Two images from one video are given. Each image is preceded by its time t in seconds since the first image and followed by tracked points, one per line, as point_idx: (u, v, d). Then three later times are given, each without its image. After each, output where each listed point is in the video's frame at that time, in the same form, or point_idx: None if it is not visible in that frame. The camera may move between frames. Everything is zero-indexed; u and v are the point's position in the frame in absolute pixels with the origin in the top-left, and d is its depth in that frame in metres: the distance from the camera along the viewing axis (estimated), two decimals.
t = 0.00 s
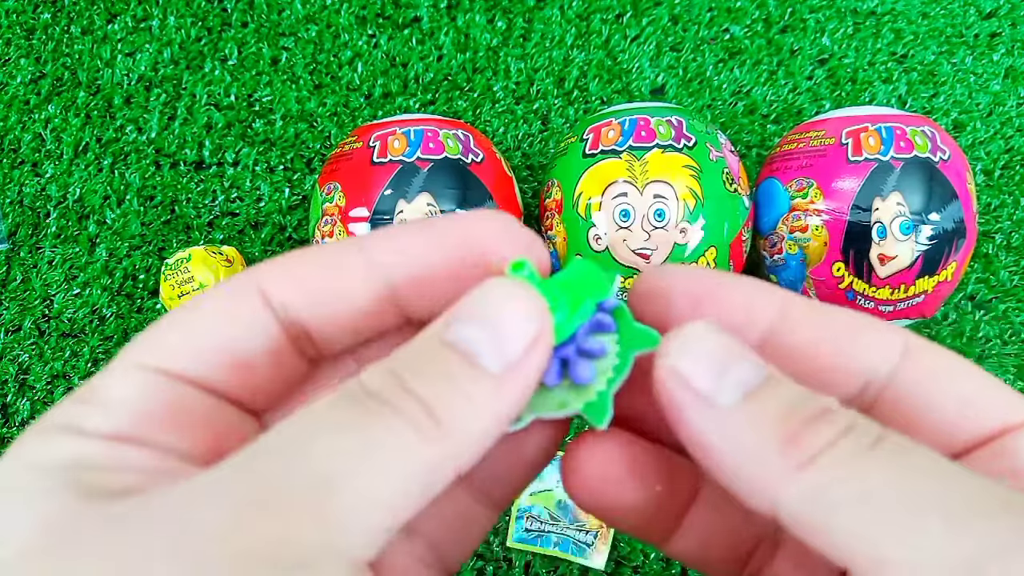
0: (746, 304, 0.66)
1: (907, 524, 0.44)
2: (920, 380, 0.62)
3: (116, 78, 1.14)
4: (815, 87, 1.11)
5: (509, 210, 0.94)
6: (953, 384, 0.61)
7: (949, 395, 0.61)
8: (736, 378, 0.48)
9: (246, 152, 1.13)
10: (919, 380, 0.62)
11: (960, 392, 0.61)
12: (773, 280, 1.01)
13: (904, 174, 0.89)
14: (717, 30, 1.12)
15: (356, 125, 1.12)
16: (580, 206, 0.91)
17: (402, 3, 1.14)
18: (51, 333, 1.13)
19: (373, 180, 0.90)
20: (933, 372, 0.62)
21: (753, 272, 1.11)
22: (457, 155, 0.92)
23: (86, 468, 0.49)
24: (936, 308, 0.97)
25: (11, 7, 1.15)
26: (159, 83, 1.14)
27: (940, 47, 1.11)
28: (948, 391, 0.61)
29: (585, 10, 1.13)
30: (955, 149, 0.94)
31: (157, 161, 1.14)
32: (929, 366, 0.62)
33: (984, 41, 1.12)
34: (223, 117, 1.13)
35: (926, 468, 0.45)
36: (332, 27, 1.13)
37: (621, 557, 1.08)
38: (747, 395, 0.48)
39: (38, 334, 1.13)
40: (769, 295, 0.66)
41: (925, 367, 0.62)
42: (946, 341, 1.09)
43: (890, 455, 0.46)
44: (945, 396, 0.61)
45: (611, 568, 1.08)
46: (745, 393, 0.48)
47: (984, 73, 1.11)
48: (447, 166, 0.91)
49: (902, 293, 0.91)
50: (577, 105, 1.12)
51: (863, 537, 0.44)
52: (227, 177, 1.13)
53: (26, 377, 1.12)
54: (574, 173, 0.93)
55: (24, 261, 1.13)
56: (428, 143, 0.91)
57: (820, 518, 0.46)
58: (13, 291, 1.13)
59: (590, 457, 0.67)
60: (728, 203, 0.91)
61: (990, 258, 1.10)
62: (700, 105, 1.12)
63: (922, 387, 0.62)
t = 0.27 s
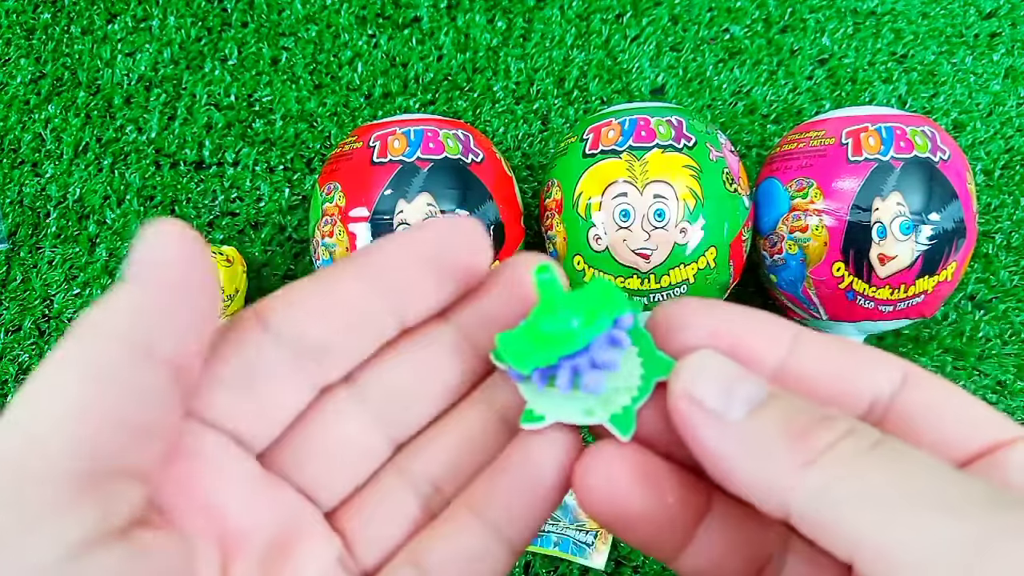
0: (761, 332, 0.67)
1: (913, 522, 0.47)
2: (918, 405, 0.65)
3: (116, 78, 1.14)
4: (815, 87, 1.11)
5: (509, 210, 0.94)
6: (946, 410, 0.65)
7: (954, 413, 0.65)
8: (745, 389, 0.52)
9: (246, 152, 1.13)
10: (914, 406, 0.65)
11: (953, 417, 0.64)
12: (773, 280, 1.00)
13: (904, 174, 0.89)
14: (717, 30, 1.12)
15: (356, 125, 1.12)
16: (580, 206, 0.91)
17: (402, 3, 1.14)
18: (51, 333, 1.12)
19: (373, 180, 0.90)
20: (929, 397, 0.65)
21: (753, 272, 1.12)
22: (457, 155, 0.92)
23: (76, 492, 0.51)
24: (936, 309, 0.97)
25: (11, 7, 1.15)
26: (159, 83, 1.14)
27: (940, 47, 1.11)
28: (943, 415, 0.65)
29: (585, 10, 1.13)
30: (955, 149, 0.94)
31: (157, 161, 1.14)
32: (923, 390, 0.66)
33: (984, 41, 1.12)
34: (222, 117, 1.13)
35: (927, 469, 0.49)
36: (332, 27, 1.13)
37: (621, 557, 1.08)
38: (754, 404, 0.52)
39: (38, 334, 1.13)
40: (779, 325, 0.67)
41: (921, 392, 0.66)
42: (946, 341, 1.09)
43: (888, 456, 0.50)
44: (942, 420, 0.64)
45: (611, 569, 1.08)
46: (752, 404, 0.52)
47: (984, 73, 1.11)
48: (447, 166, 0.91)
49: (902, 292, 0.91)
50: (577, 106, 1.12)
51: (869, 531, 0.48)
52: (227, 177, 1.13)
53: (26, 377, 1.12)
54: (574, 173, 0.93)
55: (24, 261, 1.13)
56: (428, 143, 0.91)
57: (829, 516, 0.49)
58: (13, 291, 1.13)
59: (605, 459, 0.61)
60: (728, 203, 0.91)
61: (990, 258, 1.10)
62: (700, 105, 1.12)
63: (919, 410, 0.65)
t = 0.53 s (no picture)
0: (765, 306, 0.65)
1: (914, 491, 0.42)
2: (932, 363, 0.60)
3: (116, 78, 1.14)
4: (815, 87, 1.11)
5: (509, 210, 0.94)
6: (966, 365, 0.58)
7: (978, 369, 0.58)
8: (732, 356, 0.50)
9: (246, 152, 1.13)
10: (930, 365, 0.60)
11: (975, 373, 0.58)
12: (774, 280, 1.01)
13: (904, 174, 0.89)
14: (717, 30, 1.12)
15: (356, 125, 1.12)
16: (580, 206, 0.91)
17: (402, 3, 1.14)
18: (51, 333, 1.12)
19: (373, 180, 0.90)
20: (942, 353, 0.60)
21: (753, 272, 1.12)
22: (457, 155, 0.92)
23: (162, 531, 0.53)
24: (936, 308, 0.97)
25: (11, 7, 1.15)
26: (159, 83, 1.14)
27: (940, 47, 1.11)
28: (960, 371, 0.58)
29: (585, 10, 1.13)
30: (955, 149, 0.94)
31: (157, 161, 1.14)
32: (941, 346, 0.60)
33: (984, 41, 1.12)
34: (222, 117, 1.13)
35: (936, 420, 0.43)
36: (332, 27, 1.13)
37: (621, 557, 1.08)
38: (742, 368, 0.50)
39: (38, 334, 1.13)
40: (786, 298, 0.65)
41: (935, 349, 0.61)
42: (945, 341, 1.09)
43: (889, 410, 0.44)
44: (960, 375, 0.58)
45: (611, 568, 1.08)
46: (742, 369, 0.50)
47: (984, 73, 1.11)
48: (447, 166, 0.91)
49: (902, 292, 0.91)
50: (577, 106, 1.12)
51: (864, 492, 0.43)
52: (227, 177, 1.13)
53: (26, 377, 1.12)
54: (574, 173, 0.93)
55: (24, 261, 1.13)
56: (428, 144, 0.91)
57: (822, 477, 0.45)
58: (13, 291, 1.13)
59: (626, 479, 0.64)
60: (728, 203, 0.91)
61: (990, 258, 1.10)
62: (700, 105, 1.12)
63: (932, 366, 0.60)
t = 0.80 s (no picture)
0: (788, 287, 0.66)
1: (863, 505, 0.40)
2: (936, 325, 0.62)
3: (116, 78, 1.14)
4: (815, 87, 1.11)
5: (509, 210, 0.94)
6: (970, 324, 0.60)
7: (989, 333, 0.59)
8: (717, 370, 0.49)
9: (246, 151, 1.13)
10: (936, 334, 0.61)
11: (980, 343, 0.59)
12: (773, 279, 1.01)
13: (904, 174, 0.89)
14: (717, 30, 1.12)
15: (356, 125, 1.12)
16: (580, 206, 0.91)
17: (402, 3, 1.14)
18: (51, 332, 1.12)
19: (373, 180, 0.90)
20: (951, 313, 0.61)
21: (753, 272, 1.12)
22: (457, 155, 0.92)
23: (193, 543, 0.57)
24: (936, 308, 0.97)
25: (11, 7, 1.15)
26: (159, 83, 1.14)
27: (940, 47, 1.11)
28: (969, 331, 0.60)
29: (585, 10, 1.13)
30: (955, 149, 0.94)
31: (157, 161, 1.14)
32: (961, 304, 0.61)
33: (984, 41, 1.12)
34: (222, 117, 1.13)
35: (904, 433, 0.41)
36: (332, 26, 1.13)
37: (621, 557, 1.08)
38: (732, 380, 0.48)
39: (38, 334, 1.13)
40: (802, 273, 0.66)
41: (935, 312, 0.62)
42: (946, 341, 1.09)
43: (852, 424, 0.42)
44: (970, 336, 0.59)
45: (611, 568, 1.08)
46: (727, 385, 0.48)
47: (984, 73, 1.11)
48: (447, 166, 0.91)
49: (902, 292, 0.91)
50: (577, 106, 1.12)
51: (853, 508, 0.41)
52: (227, 177, 1.13)
53: (26, 377, 1.12)
54: (574, 173, 0.93)
55: (24, 261, 1.13)
56: (428, 143, 0.91)
57: (807, 489, 0.42)
58: (12, 291, 1.13)
59: (641, 519, 0.63)
60: (728, 203, 0.91)
61: (990, 258, 1.10)
62: (700, 105, 1.12)
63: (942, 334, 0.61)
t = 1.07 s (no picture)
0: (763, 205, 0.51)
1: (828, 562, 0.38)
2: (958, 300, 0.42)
3: (116, 78, 1.14)
4: (815, 87, 1.11)
5: (509, 210, 0.94)
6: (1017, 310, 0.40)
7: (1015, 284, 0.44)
8: (670, 420, 0.44)
9: (246, 151, 1.13)
10: (903, 300, 0.45)
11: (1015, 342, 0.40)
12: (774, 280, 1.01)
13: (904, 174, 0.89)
14: (717, 30, 1.12)
15: (356, 125, 1.12)
16: (580, 206, 0.91)
17: (402, 3, 1.14)
18: (51, 332, 1.13)
19: (372, 180, 0.90)
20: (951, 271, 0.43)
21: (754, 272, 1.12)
22: (457, 155, 0.92)
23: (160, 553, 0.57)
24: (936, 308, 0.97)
25: (11, 7, 1.15)
26: (159, 83, 1.14)
27: (940, 47, 1.11)
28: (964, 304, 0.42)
29: (585, 10, 1.13)
30: (955, 149, 0.94)
31: (157, 161, 1.14)
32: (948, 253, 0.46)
33: (984, 41, 1.12)
34: (222, 117, 1.13)
35: (863, 514, 0.38)
36: (332, 27, 1.13)
37: (621, 557, 1.08)
38: (688, 436, 0.43)
39: (38, 334, 1.13)
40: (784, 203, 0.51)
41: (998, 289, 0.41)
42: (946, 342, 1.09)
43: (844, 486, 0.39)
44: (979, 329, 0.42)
45: (611, 568, 1.08)
46: (683, 441, 0.44)
47: (984, 73, 1.11)
48: (447, 166, 0.91)
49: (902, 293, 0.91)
50: (577, 105, 1.12)
51: None
52: (227, 177, 1.13)
53: (26, 377, 1.12)
54: (574, 173, 0.93)
55: (24, 261, 1.13)
56: (428, 143, 0.91)
57: (751, 568, 0.41)
58: (13, 291, 1.13)
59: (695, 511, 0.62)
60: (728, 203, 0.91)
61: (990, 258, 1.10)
62: (700, 105, 1.12)
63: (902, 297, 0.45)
